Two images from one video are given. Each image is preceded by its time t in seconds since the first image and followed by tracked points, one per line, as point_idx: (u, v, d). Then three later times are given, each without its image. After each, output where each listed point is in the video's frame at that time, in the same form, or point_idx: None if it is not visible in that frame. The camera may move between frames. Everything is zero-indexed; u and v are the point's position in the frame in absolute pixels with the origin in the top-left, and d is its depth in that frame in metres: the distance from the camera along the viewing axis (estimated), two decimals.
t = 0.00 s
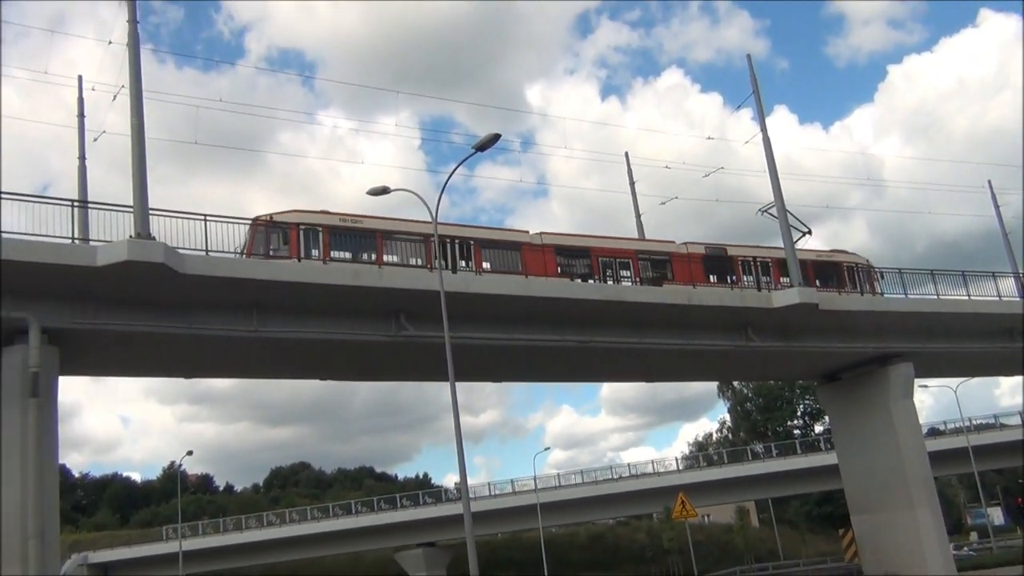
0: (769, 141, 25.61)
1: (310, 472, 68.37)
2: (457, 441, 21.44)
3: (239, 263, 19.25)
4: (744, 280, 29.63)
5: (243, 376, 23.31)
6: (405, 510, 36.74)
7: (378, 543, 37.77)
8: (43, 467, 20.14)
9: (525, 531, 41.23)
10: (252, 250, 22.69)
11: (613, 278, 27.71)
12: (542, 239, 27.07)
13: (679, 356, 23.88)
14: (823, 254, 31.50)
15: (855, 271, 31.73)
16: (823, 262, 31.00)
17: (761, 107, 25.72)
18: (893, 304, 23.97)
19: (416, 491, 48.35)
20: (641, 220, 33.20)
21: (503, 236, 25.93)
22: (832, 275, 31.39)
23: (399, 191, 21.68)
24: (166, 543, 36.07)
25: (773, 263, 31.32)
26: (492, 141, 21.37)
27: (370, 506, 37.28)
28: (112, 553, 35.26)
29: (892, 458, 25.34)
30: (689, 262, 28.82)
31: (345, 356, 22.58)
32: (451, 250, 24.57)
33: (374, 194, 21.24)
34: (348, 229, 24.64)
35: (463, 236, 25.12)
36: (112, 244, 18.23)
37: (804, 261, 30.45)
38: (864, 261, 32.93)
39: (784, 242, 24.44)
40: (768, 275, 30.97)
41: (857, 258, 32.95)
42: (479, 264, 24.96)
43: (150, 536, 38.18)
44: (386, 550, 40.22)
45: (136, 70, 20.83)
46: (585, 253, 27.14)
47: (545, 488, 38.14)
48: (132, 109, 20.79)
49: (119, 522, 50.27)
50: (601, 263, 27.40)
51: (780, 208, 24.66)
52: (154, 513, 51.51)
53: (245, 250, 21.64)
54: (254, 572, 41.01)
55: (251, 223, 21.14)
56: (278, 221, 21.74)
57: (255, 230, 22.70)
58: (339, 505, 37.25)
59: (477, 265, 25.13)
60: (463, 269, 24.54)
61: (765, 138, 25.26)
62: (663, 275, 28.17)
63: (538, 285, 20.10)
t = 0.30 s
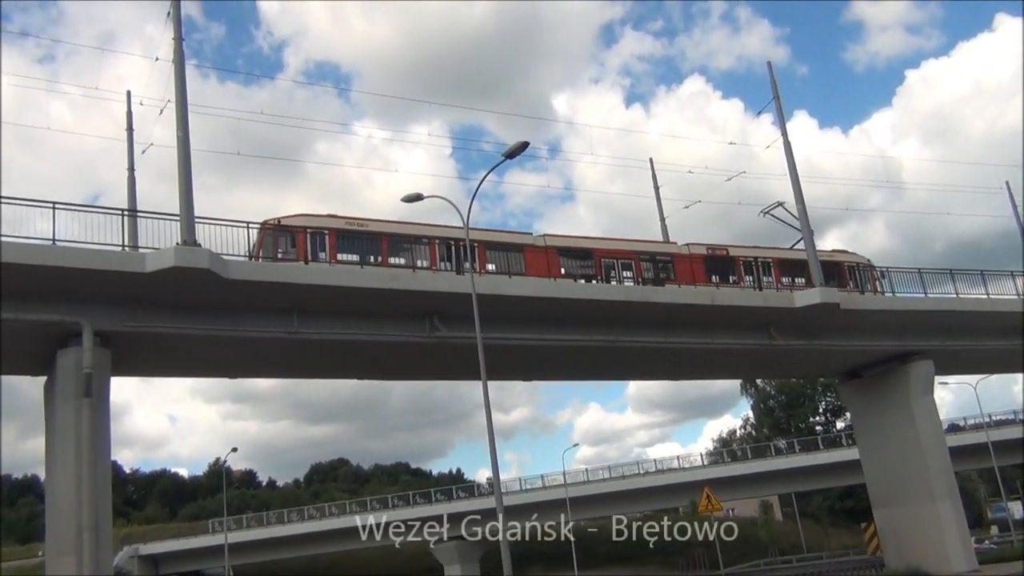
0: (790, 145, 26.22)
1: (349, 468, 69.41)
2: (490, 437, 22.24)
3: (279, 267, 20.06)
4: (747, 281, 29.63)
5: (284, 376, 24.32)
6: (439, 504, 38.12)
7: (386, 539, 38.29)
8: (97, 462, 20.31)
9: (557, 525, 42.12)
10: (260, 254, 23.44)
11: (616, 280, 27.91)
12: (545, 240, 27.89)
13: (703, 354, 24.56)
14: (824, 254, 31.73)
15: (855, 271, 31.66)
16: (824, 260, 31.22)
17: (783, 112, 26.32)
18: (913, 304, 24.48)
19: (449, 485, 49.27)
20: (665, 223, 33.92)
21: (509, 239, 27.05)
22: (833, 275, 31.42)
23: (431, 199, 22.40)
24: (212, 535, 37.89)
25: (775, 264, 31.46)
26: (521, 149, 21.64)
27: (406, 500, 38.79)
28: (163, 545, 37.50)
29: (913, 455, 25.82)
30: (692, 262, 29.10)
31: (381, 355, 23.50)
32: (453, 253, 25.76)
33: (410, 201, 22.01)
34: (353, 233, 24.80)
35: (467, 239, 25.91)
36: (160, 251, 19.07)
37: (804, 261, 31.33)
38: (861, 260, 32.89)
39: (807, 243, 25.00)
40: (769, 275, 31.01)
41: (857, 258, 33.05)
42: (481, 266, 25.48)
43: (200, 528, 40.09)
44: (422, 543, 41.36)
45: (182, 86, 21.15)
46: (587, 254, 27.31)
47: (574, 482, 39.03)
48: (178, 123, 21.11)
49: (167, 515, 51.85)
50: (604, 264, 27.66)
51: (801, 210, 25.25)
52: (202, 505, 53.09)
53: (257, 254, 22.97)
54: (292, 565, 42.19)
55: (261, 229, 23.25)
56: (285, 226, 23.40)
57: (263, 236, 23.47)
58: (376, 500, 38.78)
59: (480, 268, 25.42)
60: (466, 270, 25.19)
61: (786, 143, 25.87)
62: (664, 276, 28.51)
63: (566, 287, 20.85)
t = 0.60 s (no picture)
0: (818, 146, 26.63)
1: (388, 463, 70.52)
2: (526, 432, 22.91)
3: (323, 270, 20.78)
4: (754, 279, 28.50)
5: (325, 374, 25.20)
6: (476, 498, 39.53)
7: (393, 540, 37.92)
8: (151, 456, 20.64)
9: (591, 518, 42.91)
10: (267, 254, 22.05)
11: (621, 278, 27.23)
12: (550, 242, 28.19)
13: (733, 352, 25.03)
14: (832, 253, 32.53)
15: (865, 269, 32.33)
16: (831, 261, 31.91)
17: (810, 114, 26.73)
18: (942, 301, 24.75)
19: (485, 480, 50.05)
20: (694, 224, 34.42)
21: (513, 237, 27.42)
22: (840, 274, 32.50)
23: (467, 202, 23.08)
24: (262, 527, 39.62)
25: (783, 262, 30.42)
26: (554, 153, 22.24)
27: (444, 494, 40.38)
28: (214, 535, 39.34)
29: (943, 450, 26.08)
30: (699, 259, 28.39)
31: (419, 354, 24.30)
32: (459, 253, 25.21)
33: (446, 205, 22.68)
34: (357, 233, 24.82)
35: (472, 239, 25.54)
36: (208, 255, 19.69)
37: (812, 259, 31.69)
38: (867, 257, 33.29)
39: (836, 243, 25.35)
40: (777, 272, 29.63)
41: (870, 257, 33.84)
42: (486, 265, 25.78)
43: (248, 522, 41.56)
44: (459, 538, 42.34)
45: (228, 97, 21.62)
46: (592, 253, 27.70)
47: (607, 478, 39.96)
48: (224, 132, 21.43)
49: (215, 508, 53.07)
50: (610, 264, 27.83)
51: (829, 210, 25.63)
52: (249, 499, 54.29)
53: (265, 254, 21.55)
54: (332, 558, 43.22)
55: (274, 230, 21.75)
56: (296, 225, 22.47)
57: (272, 237, 21.96)
58: (416, 493, 40.32)
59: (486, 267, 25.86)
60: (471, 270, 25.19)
61: (814, 144, 26.29)
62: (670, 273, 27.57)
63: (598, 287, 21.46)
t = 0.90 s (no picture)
0: (850, 144, 26.37)
1: (417, 462, 70.86)
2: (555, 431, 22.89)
3: (353, 270, 20.82)
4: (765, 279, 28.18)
5: (357, 373, 25.42)
6: (504, 498, 39.37)
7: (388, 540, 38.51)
8: (184, 454, 20.71)
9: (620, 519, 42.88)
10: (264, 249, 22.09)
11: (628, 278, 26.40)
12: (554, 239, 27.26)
13: (764, 351, 24.84)
14: (843, 251, 31.61)
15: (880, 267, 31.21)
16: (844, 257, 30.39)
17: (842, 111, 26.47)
18: (977, 301, 24.39)
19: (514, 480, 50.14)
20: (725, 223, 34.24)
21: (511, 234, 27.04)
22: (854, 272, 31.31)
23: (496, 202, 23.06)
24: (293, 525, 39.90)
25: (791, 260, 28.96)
26: (583, 152, 22.22)
27: (473, 494, 40.29)
28: (246, 534, 39.90)
29: (980, 451, 25.63)
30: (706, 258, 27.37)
31: (449, 353, 24.37)
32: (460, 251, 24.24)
33: (475, 204, 22.66)
34: (357, 231, 24.41)
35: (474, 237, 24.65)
36: (240, 254, 19.79)
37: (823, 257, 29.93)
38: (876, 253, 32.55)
39: (868, 242, 25.06)
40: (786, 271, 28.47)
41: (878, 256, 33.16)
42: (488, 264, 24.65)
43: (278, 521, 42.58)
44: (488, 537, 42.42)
45: (259, 98, 21.76)
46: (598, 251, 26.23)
47: (636, 478, 39.93)
48: (256, 133, 21.56)
49: (246, 506, 53.65)
50: (614, 262, 26.42)
51: (862, 209, 25.34)
52: (280, 497, 54.70)
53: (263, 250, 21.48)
54: (362, 555, 43.59)
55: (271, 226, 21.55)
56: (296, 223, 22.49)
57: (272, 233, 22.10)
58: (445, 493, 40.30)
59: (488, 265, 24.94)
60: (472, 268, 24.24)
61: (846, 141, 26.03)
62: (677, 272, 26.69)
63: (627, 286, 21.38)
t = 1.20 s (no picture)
0: (885, 143, 26.18)
1: (446, 462, 71.09)
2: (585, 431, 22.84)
3: (383, 269, 20.87)
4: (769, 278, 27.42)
5: (389, 372, 25.58)
6: (534, 497, 39.42)
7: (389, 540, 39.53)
8: (218, 451, 20.82)
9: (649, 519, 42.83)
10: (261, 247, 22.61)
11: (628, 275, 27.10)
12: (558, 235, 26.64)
13: (796, 352, 24.64)
14: (852, 249, 30.30)
15: (889, 267, 30.80)
16: (851, 257, 29.66)
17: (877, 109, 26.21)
18: (1016, 301, 23.99)
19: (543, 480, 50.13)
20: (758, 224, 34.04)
21: (510, 233, 25.86)
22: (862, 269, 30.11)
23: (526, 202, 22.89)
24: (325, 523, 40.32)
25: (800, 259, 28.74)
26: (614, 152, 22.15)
27: (503, 494, 40.33)
28: (278, 531, 40.42)
29: (1017, 453, 25.08)
30: (709, 255, 27.75)
31: (478, 352, 24.41)
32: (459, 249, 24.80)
33: (505, 204, 22.50)
34: (355, 227, 24.14)
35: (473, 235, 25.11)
36: (271, 255, 19.85)
37: (834, 255, 29.40)
38: (885, 250, 31.26)
39: (903, 242, 24.74)
40: (795, 271, 28.51)
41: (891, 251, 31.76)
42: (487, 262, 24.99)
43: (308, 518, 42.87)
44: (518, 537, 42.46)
45: (292, 99, 21.91)
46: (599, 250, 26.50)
47: (667, 478, 39.90)
48: (289, 133, 21.70)
49: (278, 504, 54.31)
50: (615, 261, 26.70)
51: (897, 208, 25.04)
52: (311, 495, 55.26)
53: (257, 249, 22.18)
54: (391, 552, 43.91)
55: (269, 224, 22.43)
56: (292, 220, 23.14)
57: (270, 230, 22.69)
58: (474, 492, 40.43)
59: (487, 264, 25.12)
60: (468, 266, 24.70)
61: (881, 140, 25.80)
62: (680, 271, 27.32)
63: (657, 286, 21.26)
